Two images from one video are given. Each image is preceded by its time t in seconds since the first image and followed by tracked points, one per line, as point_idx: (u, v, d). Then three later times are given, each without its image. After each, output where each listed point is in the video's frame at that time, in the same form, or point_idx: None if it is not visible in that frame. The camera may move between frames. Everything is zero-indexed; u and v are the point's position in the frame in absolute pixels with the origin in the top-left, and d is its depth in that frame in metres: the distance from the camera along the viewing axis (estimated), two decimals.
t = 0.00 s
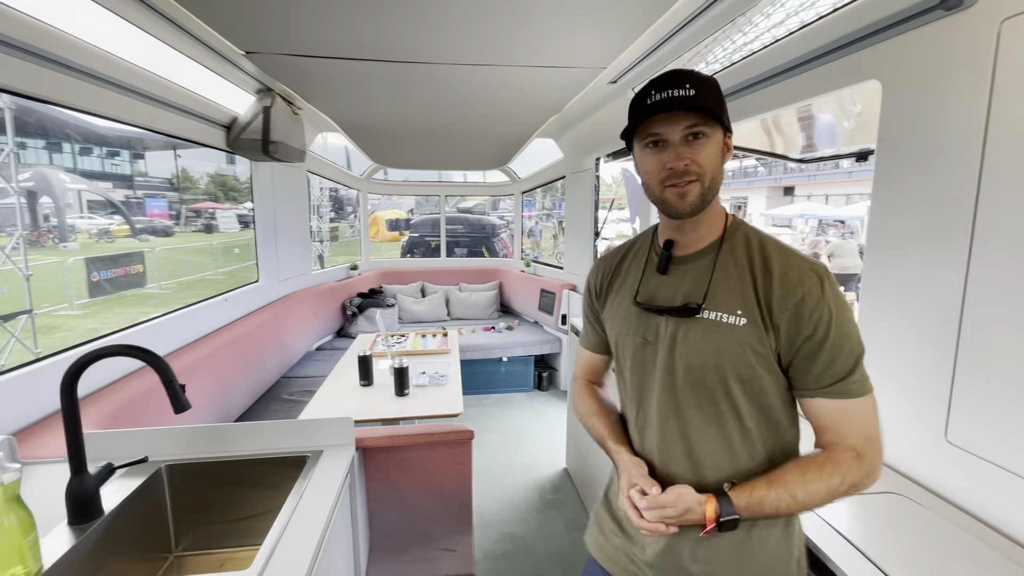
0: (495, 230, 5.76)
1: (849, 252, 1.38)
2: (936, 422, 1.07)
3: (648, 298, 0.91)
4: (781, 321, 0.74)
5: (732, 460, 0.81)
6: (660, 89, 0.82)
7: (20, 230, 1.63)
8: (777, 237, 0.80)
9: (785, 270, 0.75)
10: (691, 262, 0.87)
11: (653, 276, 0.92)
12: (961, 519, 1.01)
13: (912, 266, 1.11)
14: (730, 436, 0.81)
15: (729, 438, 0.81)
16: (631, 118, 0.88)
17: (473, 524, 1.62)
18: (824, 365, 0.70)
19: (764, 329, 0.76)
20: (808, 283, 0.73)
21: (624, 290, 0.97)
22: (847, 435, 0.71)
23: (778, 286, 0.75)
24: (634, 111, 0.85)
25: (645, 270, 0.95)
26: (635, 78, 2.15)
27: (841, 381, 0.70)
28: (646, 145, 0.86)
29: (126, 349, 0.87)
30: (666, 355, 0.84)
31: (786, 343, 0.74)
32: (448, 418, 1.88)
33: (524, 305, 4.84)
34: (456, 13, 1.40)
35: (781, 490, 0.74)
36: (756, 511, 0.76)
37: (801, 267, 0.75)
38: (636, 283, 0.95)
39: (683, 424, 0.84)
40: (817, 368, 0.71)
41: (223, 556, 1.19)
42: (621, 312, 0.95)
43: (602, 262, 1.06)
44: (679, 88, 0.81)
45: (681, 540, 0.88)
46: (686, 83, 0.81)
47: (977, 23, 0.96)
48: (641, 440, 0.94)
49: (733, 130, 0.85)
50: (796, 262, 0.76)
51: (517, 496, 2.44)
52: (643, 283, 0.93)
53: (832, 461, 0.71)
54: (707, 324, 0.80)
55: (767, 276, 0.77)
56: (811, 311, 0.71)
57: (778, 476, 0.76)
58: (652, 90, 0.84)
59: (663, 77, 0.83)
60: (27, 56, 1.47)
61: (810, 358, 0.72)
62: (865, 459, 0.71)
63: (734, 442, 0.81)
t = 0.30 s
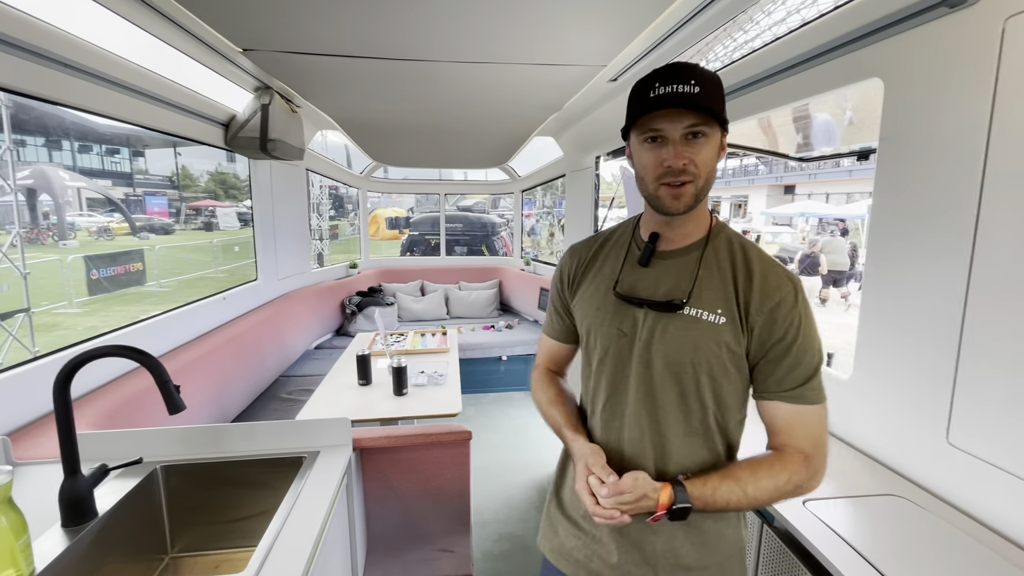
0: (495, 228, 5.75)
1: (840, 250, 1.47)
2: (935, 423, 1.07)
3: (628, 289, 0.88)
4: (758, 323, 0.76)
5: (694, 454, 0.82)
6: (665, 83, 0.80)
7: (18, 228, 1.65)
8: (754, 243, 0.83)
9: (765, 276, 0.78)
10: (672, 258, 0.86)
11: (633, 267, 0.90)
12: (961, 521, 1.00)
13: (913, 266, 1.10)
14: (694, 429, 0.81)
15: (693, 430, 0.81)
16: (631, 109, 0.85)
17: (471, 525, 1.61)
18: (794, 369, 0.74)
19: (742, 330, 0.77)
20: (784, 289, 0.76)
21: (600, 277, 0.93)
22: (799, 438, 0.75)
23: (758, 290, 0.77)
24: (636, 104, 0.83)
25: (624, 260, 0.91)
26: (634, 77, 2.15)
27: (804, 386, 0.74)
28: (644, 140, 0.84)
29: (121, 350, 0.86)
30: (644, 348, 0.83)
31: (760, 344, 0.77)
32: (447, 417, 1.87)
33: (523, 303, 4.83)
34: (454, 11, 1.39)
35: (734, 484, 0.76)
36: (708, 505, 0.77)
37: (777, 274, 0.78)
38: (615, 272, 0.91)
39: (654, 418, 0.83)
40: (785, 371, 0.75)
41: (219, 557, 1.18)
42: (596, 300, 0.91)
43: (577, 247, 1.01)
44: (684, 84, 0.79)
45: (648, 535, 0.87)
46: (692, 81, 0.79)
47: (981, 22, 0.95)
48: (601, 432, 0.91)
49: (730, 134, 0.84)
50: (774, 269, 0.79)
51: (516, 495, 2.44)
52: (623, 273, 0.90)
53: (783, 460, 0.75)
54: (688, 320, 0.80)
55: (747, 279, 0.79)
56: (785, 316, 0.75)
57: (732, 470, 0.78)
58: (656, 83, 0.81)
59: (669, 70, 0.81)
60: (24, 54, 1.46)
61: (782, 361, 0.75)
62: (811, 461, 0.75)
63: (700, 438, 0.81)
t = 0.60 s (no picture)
0: (499, 223, 5.73)
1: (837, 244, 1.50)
2: (947, 423, 1.04)
3: (591, 275, 0.90)
4: (715, 304, 0.82)
5: (654, 431, 0.86)
6: (625, 65, 0.84)
7: (22, 221, 1.62)
8: (707, 231, 0.88)
9: (719, 260, 0.84)
10: (633, 245, 0.89)
11: (594, 255, 0.92)
12: (971, 522, 0.98)
13: (927, 264, 1.08)
14: (655, 408, 0.85)
15: (654, 410, 0.85)
16: (592, 89, 0.87)
17: (474, 521, 1.61)
18: (745, 345, 0.81)
19: (699, 312, 0.83)
20: (737, 273, 0.83)
21: (561, 265, 0.94)
22: (747, 407, 0.83)
23: (715, 274, 0.83)
24: (598, 82, 0.85)
25: (585, 247, 0.93)
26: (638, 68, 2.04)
27: (753, 360, 0.82)
28: (604, 117, 0.86)
29: (123, 345, 0.86)
30: (608, 332, 0.86)
31: (715, 324, 0.83)
32: (450, 413, 1.87)
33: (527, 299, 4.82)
34: (457, 3, 1.37)
35: (696, 454, 0.81)
36: (673, 476, 0.82)
37: (730, 259, 0.85)
38: (576, 260, 0.93)
39: (616, 398, 0.86)
40: (737, 347, 0.82)
41: (222, 553, 1.18)
42: (559, 287, 0.92)
43: (535, 235, 1.01)
44: (643, 67, 0.82)
45: (608, 515, 0.91)
46: (650, 64, 0.83)
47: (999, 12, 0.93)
48: (564, 416, 0.93)
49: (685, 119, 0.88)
50: (727, 255, 0.85)
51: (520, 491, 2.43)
52: (585, 260, 0.91)
53: (735, 429, 0.82)
54: (650, 304, 0.84)
55: (703, 264, 0.84)
56: (738, 297, 0.82)
57: (692, 441, 0.83)
58: (617, 65, 0.84)
59: (629, 55, 0.85)
60: (25, 46, 1.45)
61: (734, 338, 0.82)
62: (758, 428, 0.83)
63: (660, 415, 0.86)
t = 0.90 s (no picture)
0: (505, 221, 5.72)
1: (839, 243, 1.63)
2: (961, 424, 1.03)
3: (569, 277, 0.92)
4: (684, 296, 0.89)
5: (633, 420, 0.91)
6: (586, 75, 0.87)
7: (32, 216, 1.63)
8: (673, 227, 0.94)
9: (686, 256, 0.90)
10: (606, 245, 0.92)
11: (569, 256, 0.94)
12: (986, 524, 0.97)
13: (944, 263, 1.06)
14: (633, 398, 0.90)
15: (632, 400, 0.90)
16: (556, 99, 0.91)
17: (481, 517, 1.61)
18: (711, 331, 0.88)
19: (670, 305, 0.89)
20: (702, 266, 0.89)
21: (538, 269, 0.95)
22: (713, 388, 0.89)
23: (683, 268, 0.89)
24: (561, 93, 0.89)
25: (559, 249, 0.95)
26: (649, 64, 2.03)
27: (718, 344, 0.89)
28: (569, 126, 0.90)
29: (135, 339, 0.86)
30: (589, 331, 0.90)
31: (684, 314, 0.89)
32: (457, 410, 1.86)
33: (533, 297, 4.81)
34: None
35: (667, 432, 0.86)
36: (647, 453, 0.86)
37: (695, 253, 0.90)
38: (552, 263, 0.94)
39: (597, 393, 0.90)
40: (703, 334, 0.89)
41: (232, 546, 1.19)
42: (538, 291, 0.94)
43: (507, 239, 1.01)
44: (603, 77, 0.86)
45: (594, 501, 0.94)
46: (609, 73, 0.86)
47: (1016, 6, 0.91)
48: (546, 413, 0.96)
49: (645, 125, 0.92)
50: (692, 249, 0.91)
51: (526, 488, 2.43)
52: (561, 263, 0.93)
53: (702, 407, 0.88)
54: (627, 302, 0.88)
55: (672, 260, 0.90)
56: (703, 288, 0.88)
57: (663, 420, 0.88)
58: (578, 75, 0.88)
59: (589, 65, 0.88)
60: (36, 40, 1.46)
61: (701, 325, 0.89)
62: (724, 406, 0.89)
63: (637, 404, 0.91)
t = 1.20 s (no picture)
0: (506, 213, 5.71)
1: (833, 236, 1.70)
2: (962, 414, 1.03)
3: (556, 258, 0.92)
4: (667, 272, 0.91)
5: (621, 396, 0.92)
6: (563, 64, 0.86)
7: (31, 205, 1.62)
8: (653, 208, 0.95)
9: (666, 233, 0.92)
10: (591, 227, 0.92)
11: (555, 238, 0.93)
12: (985, 514, 0.97)
13: (949, 254, 1.05)
14: (621, 375, 0.91)
15: (621, 375, 0.92)
16: (535, 88, 0.90)
17: (480, 506, 1.62)
18: (689, 304, 0.92)
19: (654, 281, 0.90)
20: (681, 242, 0.92)
21: (524, 252, 0.94)
22: (689, 355, 0.94)
23: (664, 245, 0.91)
24: (540, 82, 0.88)
25: (545, 232, 0.94)
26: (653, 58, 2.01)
27: (695, 316, 0.93)
28: (549, 115, 0.89)
29: (135, 323, 0.85)
30: (578, 311, 0.90)
31: (666, 290, 0.91)
32: (457, 399, 1.86)
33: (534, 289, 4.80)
34: None
35: (658, 399, 0.89)
36: (643, 422, 0.88)
37: (674, 231, 0.93)
38: (539, 246, 0.93)
39: (586, 371, 0.91)
40: (683, 307, 0.92)
41: (232, 532, 1.19)
42: (525, 274, 0.93)
43: (491, 224, 0.99)
44: (580, 64, 0.85)
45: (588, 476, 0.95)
46: (586, 61, 0.85)
47: None
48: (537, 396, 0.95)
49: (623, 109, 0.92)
50: (671, 226, 0.93)
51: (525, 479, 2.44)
52: (547, 245, 0.93)
53: (683, 373, 0.93)
54: (614, 280, 0.89)
55: (654, 237, 0.91)
56: (683, 263, 0.91)
57: (652, 390, 0.91)
58: (556, 63, 0.87)
59: (566, 53, 0.87)
60: (34, 25, 1.44)
61: (681, 299, 0.92)
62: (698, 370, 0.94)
63: (625, 380, 0.92)
